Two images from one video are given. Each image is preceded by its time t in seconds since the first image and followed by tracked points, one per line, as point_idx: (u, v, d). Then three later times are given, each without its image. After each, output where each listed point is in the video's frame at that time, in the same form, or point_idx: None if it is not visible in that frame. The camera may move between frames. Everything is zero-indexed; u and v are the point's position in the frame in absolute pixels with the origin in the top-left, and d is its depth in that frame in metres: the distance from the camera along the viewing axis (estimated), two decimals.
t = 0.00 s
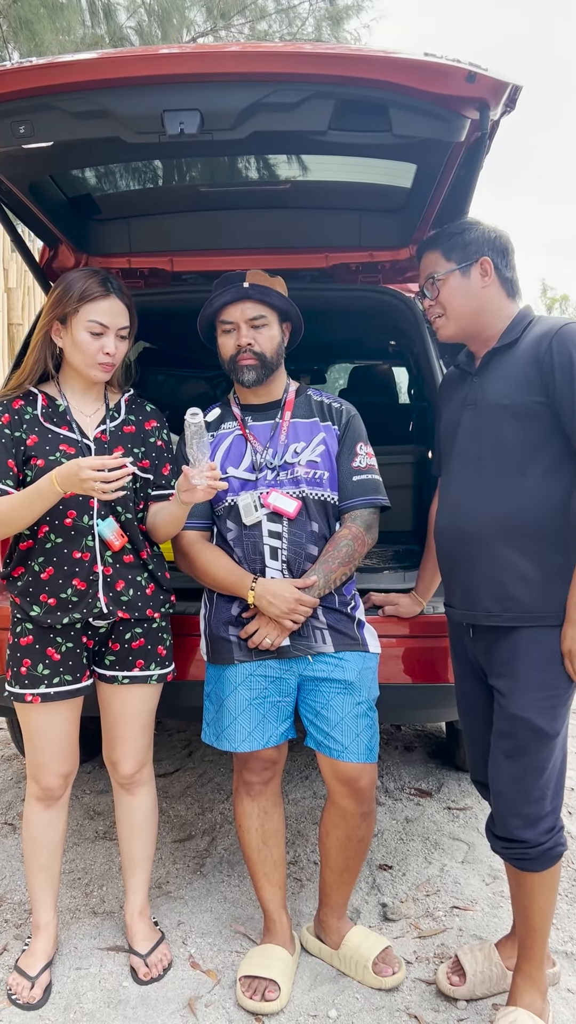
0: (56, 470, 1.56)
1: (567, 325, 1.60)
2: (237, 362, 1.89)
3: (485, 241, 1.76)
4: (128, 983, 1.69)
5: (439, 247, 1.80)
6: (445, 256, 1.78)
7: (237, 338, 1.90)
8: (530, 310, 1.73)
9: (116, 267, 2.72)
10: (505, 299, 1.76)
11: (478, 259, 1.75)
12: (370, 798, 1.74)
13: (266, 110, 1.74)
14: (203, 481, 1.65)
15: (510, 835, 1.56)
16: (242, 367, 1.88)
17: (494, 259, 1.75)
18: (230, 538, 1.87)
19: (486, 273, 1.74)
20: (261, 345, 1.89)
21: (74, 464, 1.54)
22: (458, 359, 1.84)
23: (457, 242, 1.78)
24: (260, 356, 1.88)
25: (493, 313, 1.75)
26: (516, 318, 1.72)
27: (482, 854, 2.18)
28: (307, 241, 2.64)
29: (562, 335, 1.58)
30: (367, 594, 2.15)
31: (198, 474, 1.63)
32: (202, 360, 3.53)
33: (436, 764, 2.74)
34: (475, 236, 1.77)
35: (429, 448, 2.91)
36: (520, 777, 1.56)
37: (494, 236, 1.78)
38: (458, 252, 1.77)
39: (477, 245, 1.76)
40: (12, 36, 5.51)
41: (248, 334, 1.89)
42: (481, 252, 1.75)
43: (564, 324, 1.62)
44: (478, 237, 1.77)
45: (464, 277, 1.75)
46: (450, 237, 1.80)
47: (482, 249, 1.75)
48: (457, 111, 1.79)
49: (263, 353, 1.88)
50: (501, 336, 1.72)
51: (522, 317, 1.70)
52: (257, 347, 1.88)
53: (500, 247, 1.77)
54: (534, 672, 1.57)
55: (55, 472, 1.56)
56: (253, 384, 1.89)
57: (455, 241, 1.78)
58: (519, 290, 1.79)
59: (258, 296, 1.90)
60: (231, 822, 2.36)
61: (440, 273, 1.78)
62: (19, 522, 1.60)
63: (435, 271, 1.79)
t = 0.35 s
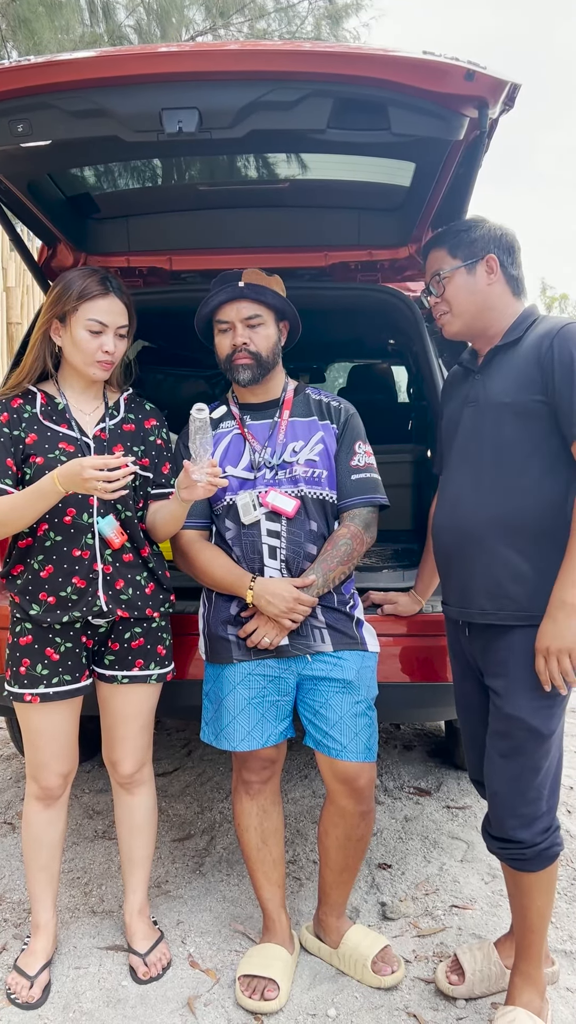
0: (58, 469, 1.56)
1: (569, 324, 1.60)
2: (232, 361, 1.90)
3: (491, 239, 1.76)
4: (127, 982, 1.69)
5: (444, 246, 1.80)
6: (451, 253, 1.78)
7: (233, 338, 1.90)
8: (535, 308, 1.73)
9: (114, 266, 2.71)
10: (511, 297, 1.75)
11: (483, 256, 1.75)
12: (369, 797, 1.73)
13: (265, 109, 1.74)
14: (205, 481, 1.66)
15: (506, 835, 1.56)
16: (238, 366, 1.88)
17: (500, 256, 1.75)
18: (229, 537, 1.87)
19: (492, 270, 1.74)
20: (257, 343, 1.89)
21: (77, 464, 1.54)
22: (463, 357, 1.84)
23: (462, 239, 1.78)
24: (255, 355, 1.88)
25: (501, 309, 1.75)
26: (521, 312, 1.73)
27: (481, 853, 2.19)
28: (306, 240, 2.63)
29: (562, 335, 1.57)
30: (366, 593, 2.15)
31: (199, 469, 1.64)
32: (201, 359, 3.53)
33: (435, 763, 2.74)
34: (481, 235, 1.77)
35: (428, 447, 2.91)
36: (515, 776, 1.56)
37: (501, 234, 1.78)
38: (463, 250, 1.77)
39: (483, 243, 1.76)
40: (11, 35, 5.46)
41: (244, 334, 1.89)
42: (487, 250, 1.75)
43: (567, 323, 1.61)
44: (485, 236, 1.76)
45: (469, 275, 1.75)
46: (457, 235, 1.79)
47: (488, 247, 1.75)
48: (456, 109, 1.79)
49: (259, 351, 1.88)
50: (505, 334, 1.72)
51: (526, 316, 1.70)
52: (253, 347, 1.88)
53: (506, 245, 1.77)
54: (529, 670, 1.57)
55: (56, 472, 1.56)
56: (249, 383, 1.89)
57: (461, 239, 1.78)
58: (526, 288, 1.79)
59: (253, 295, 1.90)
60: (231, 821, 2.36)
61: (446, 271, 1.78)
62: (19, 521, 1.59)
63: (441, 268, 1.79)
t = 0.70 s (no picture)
0: (57, 468, 1.56)
1: (563, 321, 1.59)
2: (229, 359, 1.90)
3: (480, 239, 1.76)
4: (126, 981, 1.69)
5: (439, 245, 1.80)
6: (442, 253, 1.78)
7: (228, 335, 1.90)
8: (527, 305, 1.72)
9: (113, 264, 2.71)
10: (502, 295, 1.75)
11: (474, 256, 1.74)
12: (367, 796, 1.73)
13: (263, 106, 1.73)
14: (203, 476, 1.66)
15: (502, 833, 1.56)
16: (234, 364, 1.88)
17: (490, 255, 1.74)
18: (226, 535, 1.87)
19: (484, 269, 1.73)
20: (252, 341, 1.88)
21: (76, 463, 1.53)
22: (459, 355, 1.84)
23: (454, 239, 1.77)
24: (251, 352, 1.87)
25: (494, 306, 1.74)
26: (516, 310, 1.73)
27: (479, 851, 2.19)
28: (305, 237, 2.63)
29: (556, 331, 1.57)
30: (365, 591, 2.14)
31: (198, 462, 1.64)
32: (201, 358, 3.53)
33: (434, 761, 2.74)
34: (471, 233, 1.77)
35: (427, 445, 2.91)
36: (511, 774, 1.55)
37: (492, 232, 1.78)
38: (454, 250, 1.76)
39: (474, 242, 1.76)
40: (9, 34, 5.43)
41: (239, 331, 1.88)
42: (478, 248, 1.75)
43: (559, 319, 1.61)
44: (474, 234, 1.76)
45: (461, 274, 1.75)
46: (445, 237, 1.79)
47: (479, 246, 1.75)
48: (454, 106, 1.79)
49: (254, 349, 1.87)
50: (500, 331, 1.72)
51: (520, 313, 1.70)
52: (248, 345, 1.87)
53: (497, 243, 1.77)
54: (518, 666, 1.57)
55: (55, 471, 1.55)
56: (244, 380, 1.88)
57: (451, 240, 1.78)
58: (518, 285, 1.79)
59: (249, 293, 1.89)
60: (230, 819, 2.36)
61: (438, 272, 1.78)
62: (17, 520, 1.59)
63: (434, 269, 1.79)
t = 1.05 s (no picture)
0: (64, 467, 1.55)
1: (558, 319, 1.59)
2: (225, 355, 1.90)
3: (476, 237, 1.75)
4: (125, 978, 1.69)
5: (437, 242, 1.80)
6: (438, 252, 1.78)
7: (225, 331, 1.90)
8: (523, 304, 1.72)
9: (112, 262, 2.70)
10: (498, 292, 1.74)
11: (470, 253, 1.74)
12: (367, 793, 1.74)
13: (262, 103, 1.73)
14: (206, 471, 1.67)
15: (500, 830, 1.56)
16: (230, 361, 1.89)
17: (486, 252, 1.74)
18: (227, 533, 1.87)
19: (479, 268, 1.73)
20: (248, 338, 1.88)
21: (84, 462, 1.53)
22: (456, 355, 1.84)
23: (450, 237, 1.77)
24: (246, 349, 1.87)
25: (490, 303, 1.74)
26: (512, 308, 1.73)
27: (478, 848, 2.19)
28: (304, 235, 2.62)
29: (553, 329, 1.56)
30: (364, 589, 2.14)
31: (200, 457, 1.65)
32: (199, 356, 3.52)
33: (433, 759, 2.74)
34: (467, 231, 1.77)
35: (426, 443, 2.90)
36: (508, 771, 1.55)
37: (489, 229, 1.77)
38: (452, 247, 1.76)
39: (471, 239, 1.75)
40: (7, 31, 5.43)
41: (235, 328, 1.88)
42: (474, 247, 1.75)
43: (555, 317, 1.61)
44: (471, 231, 1.76)
45: (458, 271, 1.75)
46: (443, 233, 1.79)
47: (476, 242, 1.75)
48: (453, 103, 1.78)
49: (249, 346, 1.87)
50: (495, 330, 1.72)
51: (516, 312, 1.70)
52: (244, 342, 1.87)
53: (494, 241, 1.76)
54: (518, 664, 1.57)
55: (62, 471, 1.55)
56: (239, 377, 1.88)
57: (446, 238, 1.78)
58: (514, 283, 1.78)
59: (246, 289, 1.89)
60: (229, 817, 2.36)
61: (434, 271, 1.78)
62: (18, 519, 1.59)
63: (430, 268, 1.80)
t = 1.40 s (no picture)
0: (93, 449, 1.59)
1: (558, 315, 1.59)
2: (220, 353, 1.91)
3: (479, 230, 1.75)
4: (124, 975, 1.69)
5: (435, 240, 1.80)
6: (439, 249, 1.78)
7: (219, 329, 1.91)
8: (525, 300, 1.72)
9: (110, 258, 2.70)
10: (499, 289, 1.74)
11: (472, 249, 1.74)
12: (367, 790, 1.74)
13: (259, 99, 1.73)
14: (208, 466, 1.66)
15: (498, 826, 1.56)
16: (225, 358, 1.90)
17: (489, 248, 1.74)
18: (227, 531, 1.86)
19: (481, 264, 1.73)
20: (241, 334, 1.88)
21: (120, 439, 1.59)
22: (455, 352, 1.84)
23: (452, 233, 1.78)
24: (239, 346, 1.87)
25: (491, 300, 1.74)
26: (512, 305, 1.72)
27: (477, 845, 2.19)
28: (302, 231, 2.62)
29: (552, 327, 1.56)
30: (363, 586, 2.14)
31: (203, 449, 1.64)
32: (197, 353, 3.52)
33: (432, 756, 2.74)
34: (469, 227, 1.77)
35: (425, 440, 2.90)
36: (508, 768, 1.55)
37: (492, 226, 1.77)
38: (452, 244, 1.76)
39: (473, 236, 1.75)
40: (4, 27, 5.43)
41: (229, 324, 1.89)
42: (475, 244, 1.75)
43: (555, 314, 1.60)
44: (472, 228, 1.76)
45: (459, 267, 1.75)
46: (447, 229, 1.79)
47: (477, 239, 1.75)
48: (451, 99, 1.78)
49: (243, 343, 1.87)
50: (495, 327, 1.72)
51: (515, 309, 1.69)
52: (237, 338, 1.87)
53: (496, 237, 1.76)
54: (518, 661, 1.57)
55: (93, 451, 1.59)
56: (233, 374, 1.90)
57: (449, 232, 1.79)
58: (517, 280, 1.78)
59: (239, 286, 1.89)
60: (228, 814, 2.37)
61: (436, 266, 1.78)
62: (17, 516, 1.58)
63: (431, 266, 1.79)
